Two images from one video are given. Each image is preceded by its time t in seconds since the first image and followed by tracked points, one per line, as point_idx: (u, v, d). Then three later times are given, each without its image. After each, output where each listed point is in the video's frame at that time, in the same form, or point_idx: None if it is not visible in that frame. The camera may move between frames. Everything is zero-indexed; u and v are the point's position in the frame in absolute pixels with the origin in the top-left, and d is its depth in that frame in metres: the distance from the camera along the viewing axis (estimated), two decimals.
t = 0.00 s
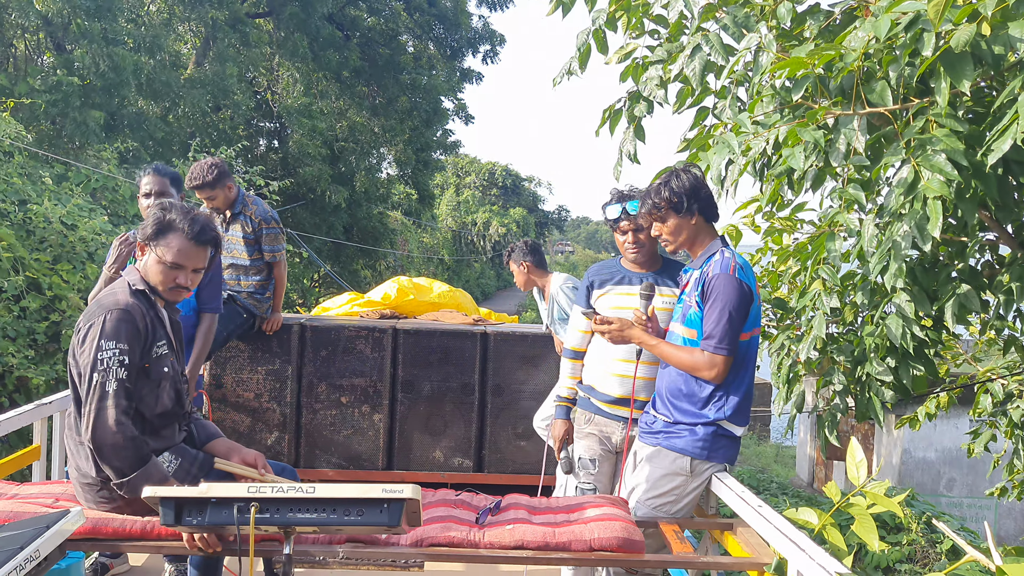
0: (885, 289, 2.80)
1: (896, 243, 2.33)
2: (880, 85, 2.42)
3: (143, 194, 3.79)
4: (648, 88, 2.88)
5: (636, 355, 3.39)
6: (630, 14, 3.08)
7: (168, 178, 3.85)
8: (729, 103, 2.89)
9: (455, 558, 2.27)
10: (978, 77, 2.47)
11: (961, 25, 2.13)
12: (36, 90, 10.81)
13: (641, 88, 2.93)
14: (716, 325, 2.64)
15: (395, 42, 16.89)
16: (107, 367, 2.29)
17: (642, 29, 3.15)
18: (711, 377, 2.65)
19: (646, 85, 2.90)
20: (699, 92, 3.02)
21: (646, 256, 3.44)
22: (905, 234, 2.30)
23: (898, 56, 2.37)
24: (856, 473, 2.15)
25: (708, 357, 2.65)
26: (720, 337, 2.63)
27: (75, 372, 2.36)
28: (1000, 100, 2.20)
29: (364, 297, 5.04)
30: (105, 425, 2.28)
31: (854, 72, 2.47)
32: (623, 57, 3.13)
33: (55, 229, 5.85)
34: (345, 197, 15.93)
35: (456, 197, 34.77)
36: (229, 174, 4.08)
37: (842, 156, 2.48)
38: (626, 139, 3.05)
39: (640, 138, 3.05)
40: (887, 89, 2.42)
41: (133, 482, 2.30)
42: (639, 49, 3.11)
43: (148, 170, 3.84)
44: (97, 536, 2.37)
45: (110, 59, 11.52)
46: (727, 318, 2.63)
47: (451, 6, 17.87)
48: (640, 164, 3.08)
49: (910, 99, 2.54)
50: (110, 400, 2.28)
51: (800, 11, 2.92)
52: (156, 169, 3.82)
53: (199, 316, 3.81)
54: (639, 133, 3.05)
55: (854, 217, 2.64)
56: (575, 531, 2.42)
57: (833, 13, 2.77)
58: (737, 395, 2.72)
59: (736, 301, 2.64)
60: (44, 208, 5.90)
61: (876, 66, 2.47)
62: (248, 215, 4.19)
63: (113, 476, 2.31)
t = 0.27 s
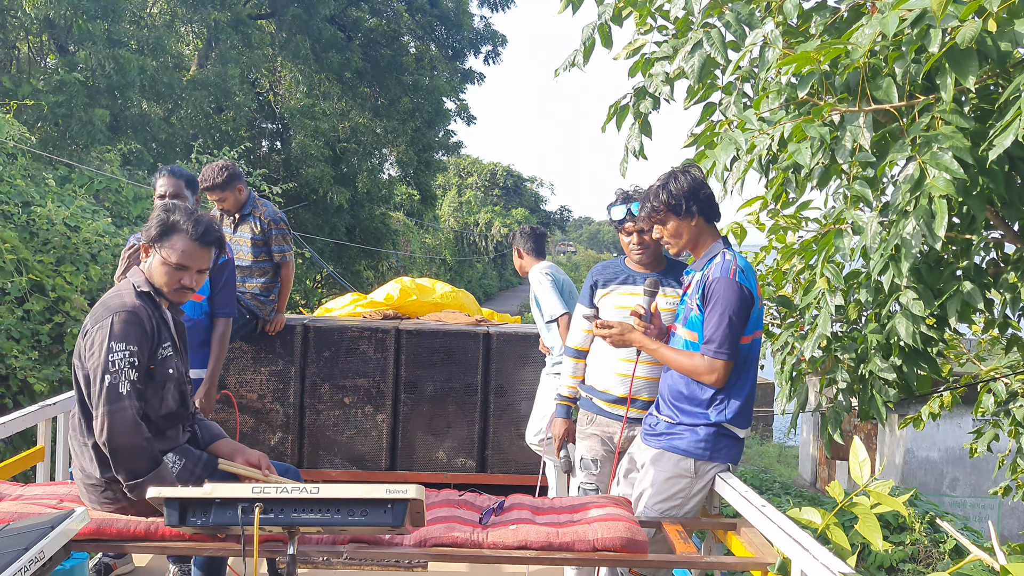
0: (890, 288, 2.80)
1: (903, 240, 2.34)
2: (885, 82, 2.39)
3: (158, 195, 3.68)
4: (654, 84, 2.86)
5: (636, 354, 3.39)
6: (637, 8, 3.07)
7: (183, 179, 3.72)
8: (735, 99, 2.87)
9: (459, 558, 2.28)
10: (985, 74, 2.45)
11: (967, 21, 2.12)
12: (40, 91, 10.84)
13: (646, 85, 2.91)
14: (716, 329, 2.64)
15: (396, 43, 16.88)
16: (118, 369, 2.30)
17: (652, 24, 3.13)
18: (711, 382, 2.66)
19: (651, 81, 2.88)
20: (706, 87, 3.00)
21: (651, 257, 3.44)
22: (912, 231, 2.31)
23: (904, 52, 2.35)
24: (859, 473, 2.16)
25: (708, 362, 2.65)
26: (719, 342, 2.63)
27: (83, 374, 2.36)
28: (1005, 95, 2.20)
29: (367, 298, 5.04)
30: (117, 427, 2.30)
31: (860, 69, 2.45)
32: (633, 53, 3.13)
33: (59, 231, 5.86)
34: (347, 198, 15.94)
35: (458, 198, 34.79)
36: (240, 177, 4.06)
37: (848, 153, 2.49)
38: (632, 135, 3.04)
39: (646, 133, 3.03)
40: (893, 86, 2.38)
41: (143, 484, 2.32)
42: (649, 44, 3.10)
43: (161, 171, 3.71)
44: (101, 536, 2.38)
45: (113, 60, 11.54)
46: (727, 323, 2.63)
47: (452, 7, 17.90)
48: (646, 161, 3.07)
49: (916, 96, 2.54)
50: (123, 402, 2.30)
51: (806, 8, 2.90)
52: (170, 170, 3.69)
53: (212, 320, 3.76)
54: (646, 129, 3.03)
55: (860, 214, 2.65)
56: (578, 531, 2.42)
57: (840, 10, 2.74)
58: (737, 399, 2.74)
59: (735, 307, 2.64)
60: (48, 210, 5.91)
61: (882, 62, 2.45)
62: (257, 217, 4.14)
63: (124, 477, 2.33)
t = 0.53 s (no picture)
0: (895, 286, 2.78)
1: (906, 238, 2.32)
2: (890, 79, 2.40)
3: (165, 197, 3.58)
4: (659, 81, 2.90)
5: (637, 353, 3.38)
6: (643, 5, 3.06)
7: (191, 181, 3.60)
8: (740, 95, 2.86)
9: (461, 559, 2.27)
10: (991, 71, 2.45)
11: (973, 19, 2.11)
12: (43, 92, 10.87)
13: (652, 80, 2.95)
14: (717, 336, 2.64)
15: (398, 43, 16.86)
16: (124, 369, 2.30)
17: (660, 19, 3.13)
18: (711, 388, 2.66)
19: (658, 77, 2.91)
20: (711, 84, 2.99)
21: (653, 257, 3.44)
22: (917, 229, 2.29)
23: (909, 49, 2.37)
24: (861, 473, 2.15)
25: (708, 368, 2.64)
26: (720, 348, 2.63)
27: (88, 375, 2.36)
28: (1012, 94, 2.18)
29: (369, 298, 5.05)
30: (124, 427, 2.30)
31: (865, 66, 2.44)
32: (642, 47, 3.12)
33: (61, 232, 5.87)
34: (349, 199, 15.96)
35: (461, 198, 34.80)
36: (244, 177, 4.05)
37: (852, 150, 2.46)
38: (637, 132, 3.03)
39: (651, 130, 3.03)
40: (898, 83, 2.39)
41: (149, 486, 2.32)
42: (657, 38, 3.10)
43: (168, 173, 3.59)
44: (103, 537, 2.38)
45: (115, 61, 11.57)
46: (728, 330, 2.63)
47: (454, 8, 17.92)
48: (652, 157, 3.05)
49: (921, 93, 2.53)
50: (130, 402, 2.30)
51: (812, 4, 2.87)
52: (177, 172, 3.57)
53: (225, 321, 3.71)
54: (651, 125, 3.03)
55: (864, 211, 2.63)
56: (581, 531, 2.42)
57: (845, 5, 2.70)
58: (734, 401, 2.73)
59: (737, 314, 2.64)
60: (50, 211, 5.91)
61: (887, 59, 2.47)
62: (258, 217, 4.11)
63: (130, 477, 2.33)
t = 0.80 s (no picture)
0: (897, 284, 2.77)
1: (911, 238, 2.31)
2: (894, 77, 2.38)
3: (169, 198, 3.56)
4: (661, 77, 2.89)
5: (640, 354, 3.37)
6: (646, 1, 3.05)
7: (194, 182, 3.58)
8: (742, 93, 2.84)
9: (462, 558, 2.27)
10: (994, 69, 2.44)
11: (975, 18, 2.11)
12: (43, 93, 10.89)
13: (654, 77, 2.94)
14: (717, 334, 2.64)
15: (399, 44, 16.82)
16: (127, 368, 2.30)
17: (663, 14, 3.13)
18: (712, 386, 2.65)
19: (660, 73, 2.90)
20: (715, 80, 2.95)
21: (654, 256, 3.44)
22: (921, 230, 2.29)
23: (913, 48, 2.33)
24: (864, 472, 2.15)
25: (710, 366, 2.64)
26: (721, 347, 2.63)
27: (90, 376, 2.36)
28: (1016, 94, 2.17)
29: (370, 298, 5.05)
30: (127, 426, 2.29)
31: (868, 65, 2.43)
32: (644, 43, 3.12)
33: (62, 232, 5.86)
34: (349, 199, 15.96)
35: (462, 198, 34.83)
36: (244, 177, 4.05)
37: (855, 149, 2.45)
38: (639, 130, 3.03)
39: (653, 127, 3.02)
40: (901, 81, 2.37)
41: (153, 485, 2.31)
42: (661, 33, 3.10)
43: (172, 174, 3.58)
44: (105, 538, 2.38)
45: (116, 61, 11.57)
46: (728, 328, 2.62)
47: (455, 8, 17.93)
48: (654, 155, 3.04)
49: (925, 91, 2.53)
50: (133, 401, 2.30)
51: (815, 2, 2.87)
52: (181, 173, 3.56)
53: (229, 322, 3.70)
54: (653, 122, 3.02)
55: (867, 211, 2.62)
56: (583, 531, 2.42)
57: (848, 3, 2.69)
58: (736, 399, 2.73)
59: (737, 311, 2.64)
60: (50, 211, 5.91)
61: (890, 58, 2.41)
62: (259, 218, 4.10)
63: (133, 476, 2.33)
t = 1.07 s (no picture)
0: (899, 283, 2.76)
1: (914, 237, 2.31)
2: (894, 77, 2.37)
3: (170, 200, 3.56)
4: (661, 77, 2.90)
5: (643, 355, 3.37)
6: None
7: (194, 183, 3.58)
8: (742, 92, 2.85)
9: (463, 559, 2.27)
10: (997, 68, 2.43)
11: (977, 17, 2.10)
12: (44, 94, 10.90)
13: (654, 76, 2.94)
14: (719, 325, 2.65)
15: (399, 44, 16.79)
16: (128, 369, 2.30)
17: (662, 12, 3.13)
18: (716, 378, 2.67)
19: (660, 73, 2.91)
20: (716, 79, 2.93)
21: (654, 255, 3.44)
22: (924, 231, 2.28)
23: (913, 48, 2.32)
24: (864, 471, 2.15)
25: (712, 358, 2.66)
26: (723, 339, 2.64)
27: (91, 376, 2.35)
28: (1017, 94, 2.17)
29: (370, 298, 5.05)
30: (129, 426, 2.29)
31: (869, 65, 2.41)
32: (643, 40, 3.12)
33: (62, 233, 5.86)
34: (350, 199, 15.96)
35: (463, 198, 34.84)
36: (241, 178, 4.04)
37: (857, 150, 2.47)
38: (639, 129, 3.03)
39: (654, 126, 3.02)
40: (902, 80, 2.36)
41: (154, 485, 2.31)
42: (659, 30, 3.10)
43: (173, 176, 3.57)
44: (105, 538, 2.38)
45: (116, 62, 11.58)
46: (730, 319, 2.63)
47: (455, 8, 17.93)
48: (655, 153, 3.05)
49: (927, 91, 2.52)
50: (135, 401, 2.30)
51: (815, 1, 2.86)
52: (182, 174, 3.55)
53: (227, 323, 3.67)
54: (653, 122, 3.02)
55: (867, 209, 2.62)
56: (583, 531, 2.42)
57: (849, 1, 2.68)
58: (740, 394, 2.73)
59: (738, 303, 2.65)
60: (51, 212, 5.91)
61: (890, 58, 2.39)
62: (259, 217, 4.10)
63: (135, 475, 2.33)
